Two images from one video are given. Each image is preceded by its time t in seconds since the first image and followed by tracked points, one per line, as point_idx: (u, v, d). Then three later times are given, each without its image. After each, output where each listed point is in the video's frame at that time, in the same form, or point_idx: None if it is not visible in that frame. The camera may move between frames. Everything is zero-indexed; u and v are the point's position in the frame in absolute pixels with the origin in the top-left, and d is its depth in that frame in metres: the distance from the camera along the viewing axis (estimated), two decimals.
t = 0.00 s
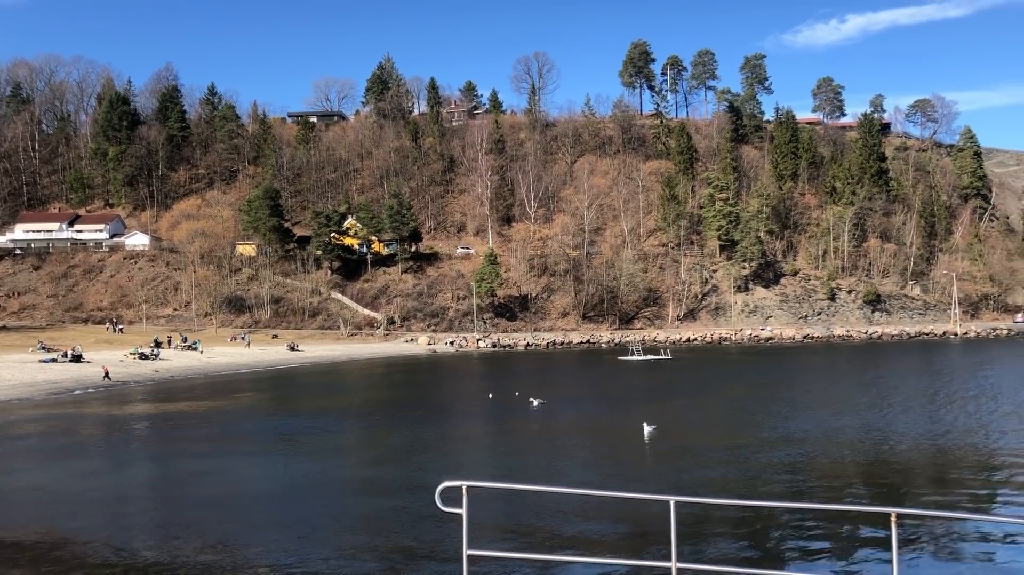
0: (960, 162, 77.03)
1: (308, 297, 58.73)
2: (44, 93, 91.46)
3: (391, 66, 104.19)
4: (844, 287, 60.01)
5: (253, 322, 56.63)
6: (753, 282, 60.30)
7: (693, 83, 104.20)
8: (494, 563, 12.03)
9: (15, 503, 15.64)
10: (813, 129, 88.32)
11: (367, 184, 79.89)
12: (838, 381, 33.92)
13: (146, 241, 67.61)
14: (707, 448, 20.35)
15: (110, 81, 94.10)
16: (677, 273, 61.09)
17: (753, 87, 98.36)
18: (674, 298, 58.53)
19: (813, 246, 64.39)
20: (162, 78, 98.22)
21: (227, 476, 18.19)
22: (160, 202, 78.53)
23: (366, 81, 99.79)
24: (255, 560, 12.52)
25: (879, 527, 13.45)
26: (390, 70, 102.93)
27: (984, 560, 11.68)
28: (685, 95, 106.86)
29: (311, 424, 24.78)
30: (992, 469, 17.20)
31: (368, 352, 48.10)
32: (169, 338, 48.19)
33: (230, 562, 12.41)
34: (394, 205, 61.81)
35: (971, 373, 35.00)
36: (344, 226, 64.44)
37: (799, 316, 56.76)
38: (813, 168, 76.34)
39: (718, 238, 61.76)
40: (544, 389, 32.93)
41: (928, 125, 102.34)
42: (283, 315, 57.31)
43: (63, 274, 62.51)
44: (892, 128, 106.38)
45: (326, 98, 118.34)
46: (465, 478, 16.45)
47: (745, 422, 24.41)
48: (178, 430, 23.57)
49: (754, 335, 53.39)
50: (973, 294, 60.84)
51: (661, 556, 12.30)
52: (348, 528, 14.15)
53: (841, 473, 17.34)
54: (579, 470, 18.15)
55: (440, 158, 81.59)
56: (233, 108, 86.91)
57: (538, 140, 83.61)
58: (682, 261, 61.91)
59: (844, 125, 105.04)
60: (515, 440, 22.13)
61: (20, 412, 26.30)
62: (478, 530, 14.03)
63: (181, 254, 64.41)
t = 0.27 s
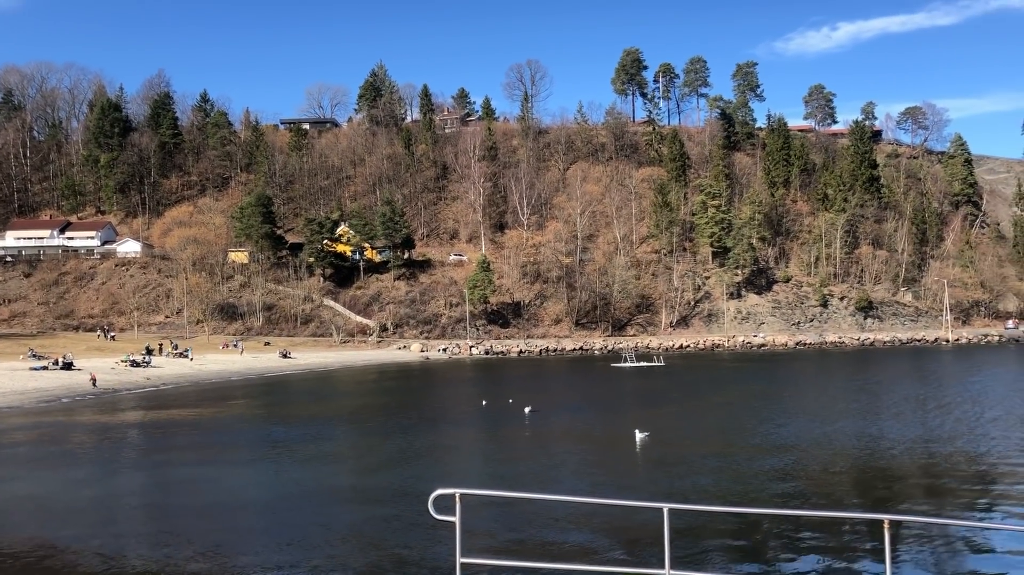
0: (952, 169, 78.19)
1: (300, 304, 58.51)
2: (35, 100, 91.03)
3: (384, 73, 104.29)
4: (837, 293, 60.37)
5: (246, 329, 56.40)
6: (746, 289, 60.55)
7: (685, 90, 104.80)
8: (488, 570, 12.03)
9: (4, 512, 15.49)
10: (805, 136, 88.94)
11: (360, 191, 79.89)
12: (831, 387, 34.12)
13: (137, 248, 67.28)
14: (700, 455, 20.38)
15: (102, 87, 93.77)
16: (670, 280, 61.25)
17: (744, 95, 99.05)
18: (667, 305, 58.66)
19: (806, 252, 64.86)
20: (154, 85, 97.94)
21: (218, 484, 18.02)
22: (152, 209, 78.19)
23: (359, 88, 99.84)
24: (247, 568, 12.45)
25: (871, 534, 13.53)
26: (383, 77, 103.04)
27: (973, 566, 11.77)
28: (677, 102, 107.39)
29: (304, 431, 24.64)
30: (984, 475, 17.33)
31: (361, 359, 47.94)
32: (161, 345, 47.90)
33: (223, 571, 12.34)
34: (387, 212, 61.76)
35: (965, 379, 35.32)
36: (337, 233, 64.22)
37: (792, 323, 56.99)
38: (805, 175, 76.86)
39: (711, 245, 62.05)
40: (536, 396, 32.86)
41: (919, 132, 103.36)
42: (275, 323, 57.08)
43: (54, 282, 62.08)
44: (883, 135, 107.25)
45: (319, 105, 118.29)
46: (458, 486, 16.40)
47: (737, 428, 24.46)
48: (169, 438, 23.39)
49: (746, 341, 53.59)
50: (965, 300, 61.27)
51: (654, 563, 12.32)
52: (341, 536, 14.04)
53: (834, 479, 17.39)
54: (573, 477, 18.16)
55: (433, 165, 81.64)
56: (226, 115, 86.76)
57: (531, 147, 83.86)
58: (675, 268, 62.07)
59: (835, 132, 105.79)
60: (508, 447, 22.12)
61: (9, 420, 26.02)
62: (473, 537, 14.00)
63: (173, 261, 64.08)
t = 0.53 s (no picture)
0: (947, 173, 78.54)
1: (295, 309, 58.39)
2: (30, 104, 90.75)
3: (379, 77, 104.31)
4: (832, 297, 60.58)
5: (241, 334, 56.26)
6: (741, 293, 60.68)
7: (680, 95, 105.16)
8: None
9: None
10: (800, 141, 89.27)
11: (355, 196, 79.86)
12: (827, 391, 34.25)
13: (132, 253, 67.08)
14: (696, 459, 20.42)
15: (96, 92, 93.55)
16: (665, 284, 61.32)
17: (739, 99, 99.48)
18: (662, 309, 58.72)
19: (802, 256, 65.13)
20: (149, 90, 97.76)
21: (213, 490, 17.92)
22: (147, 214, 77.97)
23: (355, 93, 99.88)
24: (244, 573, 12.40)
25: (866, 537, 13.59)
26: (379, 82, 103.10)
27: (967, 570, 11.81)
28: (672, 107, 107.71)
29: (299, 436, 24.58)
30: (978, 479, 17.42)
31: (356, 364, 47.83)
32: (156, 350, 47.71)
33: None
34: (382, 216, 61.73)
35: (960, 383, 35.48)
36: (333, 237, 64.06)
37: (787, 327, 57.10)
38: (800, 179, 77.07)
39: (706, 249, 62.23)
40: (532, 401, 32.86)
41: (913, 137, 103.95)
42: (271, 327, 56.92)
43: (49, 287, 61.81)
44: (878, 140, 107.74)
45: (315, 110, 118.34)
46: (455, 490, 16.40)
47: (733, 433, 24.47)
48: (164, 443, 23.33)
49: (742, 345, 53.70)
50: (960, 304, 61.46)
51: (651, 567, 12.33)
52: (336, 542, 13.96)
53: (830, 483, 17.43)
54: (569, 482, 18.14)
55: (428, 170, 81.67)
56: (221, 120, 86.65)
57: (526, 152, 83.98)
58: (671, 272, 62.15)
59: (830, 136, 106.23)
60: (504, 452, 22.12)
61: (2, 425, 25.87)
62: (470, 541, 14.01)
63: (168, 265, 63.86)
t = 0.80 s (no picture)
0: (942, 174, 78.82)
1: (293, 310, 58.34)
2: (26, 106, 90.47)
3: (376, 79, 104.29)
4: (829, 299, 60.76)
5: (238, 335, 56.19)
6: (738, 295, 60.81)
7: (677, 96, 105.36)
8: None
9: None
10: (796, 142, 89.52)
11: (352, 197, 79.87)
12: (823, 392, 34.38)
13: (129, 255, 66.94)
14: (692, 460, 20.48)
15: (93, 93, 93.33)
16: (662, 285, 61.42)
17: (736, 101, 99.75)
18: (660, 311, 58.81)
19: (799, 257, 65.32)
20: (146, 91, 97.58)
21: (211, 492, 17.89)
22: (144, 215, 77.82)
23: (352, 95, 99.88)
24: None
25: (863, 538, 13.64)
26: (376, 83, 103.13)
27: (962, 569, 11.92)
28: (669, 108, 107.90)
29: (297, 438, 24.57)
30: (973, 479, 17.51)
31: (354, 366, 47.82)
32: (153, 352, 47.60)
33: None
34: (379, 218, 61.73)
35: (957, 383, 35.69)
36: (330, 238, 63.96)
37: (784, 328, 57.25)
38: (797, 181, 77.21)
39: (703, 250, 62.34)
40: (529, 402, 32.90)
41: (910, 138, 104.30)
42: (268, 329, 56.83)
43: (45, 288, 61.62)
44: (874, 141, 108.07)
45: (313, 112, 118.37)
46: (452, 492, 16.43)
47: (729, 434, 24.53)
48: (161, 444, 23.31)
49: (739, 347, 53.80)
50: (956, 305, 61.66)
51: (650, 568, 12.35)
52: (334, 544, 13.98)
53: (827, 484, 17.49)
54: (567, 483, 18.20)
55: (425, 171, 81.69)
56: (218, 121, 86.53)
57: (523, 153, 84.05)
58: (668, 273, 62.23)
59: (826, 138, 106.50)
60: (502, 453, 22.17)
61: None
62: (468, 542, 14.03)
63: (165, 267, 63.74)
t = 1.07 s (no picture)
0: (939, 174, 79.07)
1: (290, 310, 58.30)
2: (23, 105, 90.17)
3: (374, 79, 104.17)
4: (826, 298, 60.87)
5: (235, 335, 56.12)
6: (736, 294, 60.88)
7: (675, 96, 105.45)
8: None
9: None
10: (793, 142, 89.64)
11: (349, 197, 79.84)
12: (819, 392, 34.47)
13: (126, 254, 66.79)
14: (689, 460, 20.53)
15: (90, 93, 93.08)
16: (660, 285, 61.50)
17: (734, 101, 99.86)
18: (657, 310, 58.85)
19: (796, 257, 65.44)
20: (143, 91, 97.38)
21: (208, 492, 17.87)
22: (141, 215, 77.65)
23: (349, 94, 99.80)
24: None
25: (859, 538, 13.67)
26: (373, 83, 103.05)
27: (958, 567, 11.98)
28: (667, 108, 107.97)
29: (294, 438, 24.55)
30: (969, 479, 17.58)
31: (351, 365, 47.79)
32: (150, 352, 47.51)
33: None
34: (377, 217, 61.71)
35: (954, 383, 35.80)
36: (327, 238, 63.87)
37: (782, 328, 57.35)
38: (794, 180, 77.31)
39: (701, 250, 62.39)
40: (527, 402, 32.91)
41: (907, 138, 104.49)
42: (265, 329, 56.77)
43: (42, 288, 61.48)
44: (871, 141, 108.29)
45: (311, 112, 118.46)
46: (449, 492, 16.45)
47: (726, 433, 24.58)
48: (158, 445, 23.30)
49: (736, 346, 53.87)
50: (953, 305, 61.85)
51: (646, 567, 12.37)
52: (332, 544, 13.98)
53: (823, 484, 17.55)
54: (565, 483, 18.22)
55: (423, 171, 81.62)
56: (215, 121, 86.38)
57: (521, 153, 84.05)
58: (665, 273, 62.31)
59: (824, 138, 106.68)
60: (500, 453, 22.19)
61: None
62: (466, 542, 14.04)
63: (163, 267, 63.61)
